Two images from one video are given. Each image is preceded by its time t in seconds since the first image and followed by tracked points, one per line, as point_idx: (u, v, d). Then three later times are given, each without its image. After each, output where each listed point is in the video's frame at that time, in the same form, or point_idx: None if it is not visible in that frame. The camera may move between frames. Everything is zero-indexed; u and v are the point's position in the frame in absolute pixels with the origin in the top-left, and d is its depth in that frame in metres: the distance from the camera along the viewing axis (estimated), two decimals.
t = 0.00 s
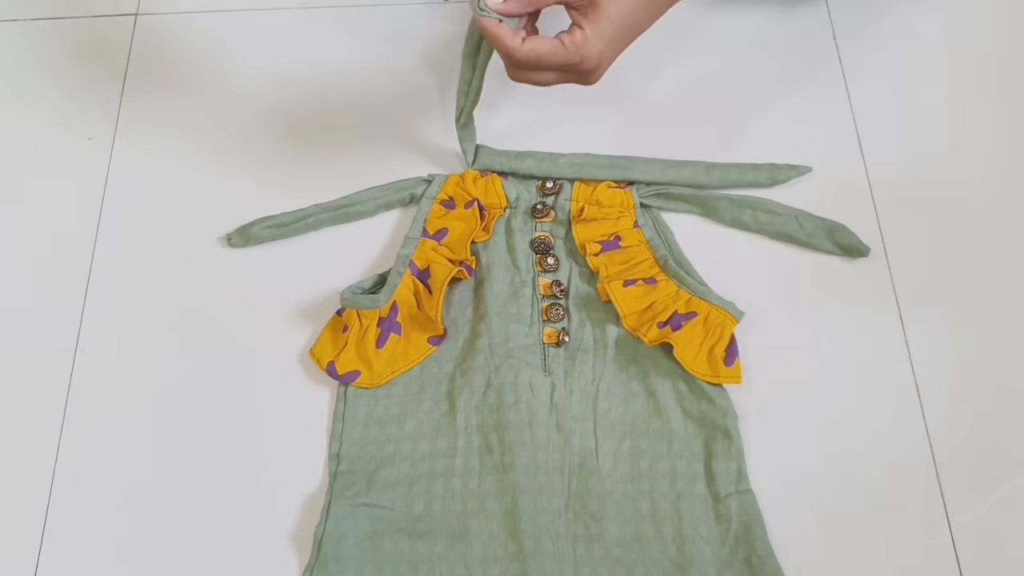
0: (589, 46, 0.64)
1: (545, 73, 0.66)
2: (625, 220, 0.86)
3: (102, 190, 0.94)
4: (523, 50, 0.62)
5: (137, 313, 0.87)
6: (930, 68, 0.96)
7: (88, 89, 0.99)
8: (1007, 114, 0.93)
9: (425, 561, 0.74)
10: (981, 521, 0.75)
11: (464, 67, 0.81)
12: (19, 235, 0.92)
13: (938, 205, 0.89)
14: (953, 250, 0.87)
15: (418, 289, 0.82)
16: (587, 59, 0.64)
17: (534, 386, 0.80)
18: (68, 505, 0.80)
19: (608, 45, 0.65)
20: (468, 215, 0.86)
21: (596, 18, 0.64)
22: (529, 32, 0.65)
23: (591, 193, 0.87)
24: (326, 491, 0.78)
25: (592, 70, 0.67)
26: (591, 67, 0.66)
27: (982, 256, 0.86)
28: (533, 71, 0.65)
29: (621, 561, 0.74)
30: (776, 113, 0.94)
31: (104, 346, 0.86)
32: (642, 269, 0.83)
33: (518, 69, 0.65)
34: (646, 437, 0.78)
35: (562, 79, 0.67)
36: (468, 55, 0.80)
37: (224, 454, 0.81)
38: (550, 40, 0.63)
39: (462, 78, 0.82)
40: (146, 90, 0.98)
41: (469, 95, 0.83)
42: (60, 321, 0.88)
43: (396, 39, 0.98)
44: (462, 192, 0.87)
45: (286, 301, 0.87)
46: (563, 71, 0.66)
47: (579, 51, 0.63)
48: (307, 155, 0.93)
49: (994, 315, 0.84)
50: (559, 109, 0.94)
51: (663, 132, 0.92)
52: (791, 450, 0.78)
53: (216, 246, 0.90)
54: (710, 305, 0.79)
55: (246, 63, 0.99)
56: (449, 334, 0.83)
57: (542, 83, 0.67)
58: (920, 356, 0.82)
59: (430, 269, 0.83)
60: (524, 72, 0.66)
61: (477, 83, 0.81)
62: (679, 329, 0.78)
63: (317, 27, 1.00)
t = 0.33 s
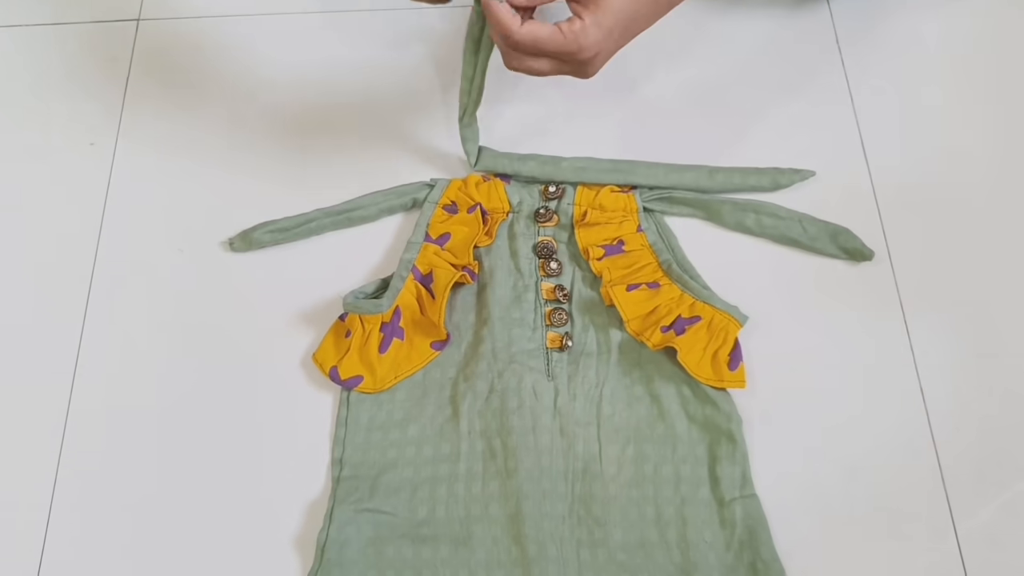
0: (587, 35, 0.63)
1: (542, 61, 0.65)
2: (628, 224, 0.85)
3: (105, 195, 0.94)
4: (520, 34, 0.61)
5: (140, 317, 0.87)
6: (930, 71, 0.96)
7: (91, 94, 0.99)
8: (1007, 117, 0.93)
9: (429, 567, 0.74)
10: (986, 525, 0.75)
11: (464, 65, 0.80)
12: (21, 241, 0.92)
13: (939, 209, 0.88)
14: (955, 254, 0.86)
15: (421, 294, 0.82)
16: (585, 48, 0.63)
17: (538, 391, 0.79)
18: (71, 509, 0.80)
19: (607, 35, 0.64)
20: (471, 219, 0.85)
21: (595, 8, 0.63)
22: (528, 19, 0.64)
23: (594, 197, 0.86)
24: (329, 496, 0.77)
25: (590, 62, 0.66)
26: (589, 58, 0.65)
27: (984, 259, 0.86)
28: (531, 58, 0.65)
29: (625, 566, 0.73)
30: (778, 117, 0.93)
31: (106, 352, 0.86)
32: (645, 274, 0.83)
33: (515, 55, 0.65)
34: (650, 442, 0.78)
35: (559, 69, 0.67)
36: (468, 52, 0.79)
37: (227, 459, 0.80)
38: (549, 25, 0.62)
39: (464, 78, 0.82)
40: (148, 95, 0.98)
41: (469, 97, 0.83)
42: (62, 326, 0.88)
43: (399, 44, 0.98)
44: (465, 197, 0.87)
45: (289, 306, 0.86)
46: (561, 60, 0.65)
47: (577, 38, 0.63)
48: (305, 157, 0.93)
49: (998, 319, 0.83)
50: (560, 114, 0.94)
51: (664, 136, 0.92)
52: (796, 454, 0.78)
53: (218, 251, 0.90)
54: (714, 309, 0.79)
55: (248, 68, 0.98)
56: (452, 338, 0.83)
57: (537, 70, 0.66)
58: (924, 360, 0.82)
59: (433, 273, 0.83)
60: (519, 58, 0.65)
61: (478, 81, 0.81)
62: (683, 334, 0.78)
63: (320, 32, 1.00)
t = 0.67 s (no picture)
0: (599, 47, 0.63)
1: (555, 73, 0.65)
2: (629, 229, 0.85)
3: (107, 201, 0.94)
4: (534, 48, 0.61)
5: (142, 324, 0.87)
6: (930, 77, 0.96)
7: (93, 101, 0.99)
8: (1007, 123, 0.93)
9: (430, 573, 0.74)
10: (987, 530, 0.75)
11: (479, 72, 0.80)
12: (23, 248, 0.92)
13: (940, 214, 0.89)
14: (956, 259, 0.86)
15: (423, 300, 0.82)
16: (596, 59, 0.63)
17: (539, 397, 0.79)
18: (72, 515, 0.80)
19: (618, 45, 0.64)
20: (472, 226, 0.86)
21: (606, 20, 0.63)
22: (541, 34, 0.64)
23: (595, 203, 0.86)
24: (331, 502, 0.78)
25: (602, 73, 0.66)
26: (600, 69, 0.65)
27: (985, 265, 0.86)
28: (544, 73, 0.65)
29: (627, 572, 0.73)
30: (778, 123, 0.94)
31: (108, 358, 0.86)
32: (646, 279, 0.83)
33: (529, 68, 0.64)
34: (651, 448, 0.78)
35: (572, 81, 0.67)
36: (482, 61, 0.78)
37: (228, 465, 0.81)
38: (561, 40, 0.62)
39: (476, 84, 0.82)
40: (151, 102, 0.99)
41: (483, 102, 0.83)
42: (64, 333, 0.88)
43: (401, 51, 0.99)
44: (466, 203, 0.87)
45: (290, 312, 0.87)
46: (573, 73, 0.65)
47: (589, 50, 0.63)
48: (310, 163, 0.93)
49: (999, 325, 0.83)
50: (561, 120, 0.95)
51: (665, 142, 0.93)
52: (797, 460, 0.78)
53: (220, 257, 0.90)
54: (715, 314, 0.79)
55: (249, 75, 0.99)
56: (453, 344, 0.83)
57: (551, 84, 0.66)
58: (926, 366, 0.82)
59: (434, 279, 0.83)
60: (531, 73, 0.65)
61: (490, 88, 0.81)
62: (685, 339, 0.78)
63: (322, 39, 1.00)
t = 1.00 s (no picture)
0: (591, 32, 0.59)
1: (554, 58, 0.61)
2: (631, 236, 0.86)
3: (110, 209, 0.94)
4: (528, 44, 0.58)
5: (145, 331, 0.88)
6: (930, 83, 0.97)
7: (96, 109, 0.99)
8: (1008, 128, 0.94)
9: None
10: (991, 536, 0.75)
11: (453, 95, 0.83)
12: (27, 256, 0.93)
13: (941, 220, 0.89)
14: (957, 265, 0.87)
15: (425, 307, 0.82)
16: (592, 51, 0.59)
17: (541, 403, 0.79)
18: (75, 521, 0.80)
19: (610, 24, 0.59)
20: (474, 232, 0.86)
21: None
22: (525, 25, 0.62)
23: (596, 210, 0.87)
24: (334, 509, 0.78)
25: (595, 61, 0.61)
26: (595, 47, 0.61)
27: (986, 270, 0.86)
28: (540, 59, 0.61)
29: None
30: (779, 129, 0.94)
31: (111, 365, 0.86)
32: (648, 285, 0.83)
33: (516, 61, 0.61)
34: (653, 454, 0.78)
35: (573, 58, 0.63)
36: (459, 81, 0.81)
37: (231, 471, 0.81)
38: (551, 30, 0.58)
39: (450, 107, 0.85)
40: (154, 110, 0.99)
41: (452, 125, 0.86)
42: (67, 340, 0.88)
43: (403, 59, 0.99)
44: (467, 210, 0.87)
45: (293, 319, 0.87)
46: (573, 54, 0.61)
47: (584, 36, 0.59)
48: (313, 171, 0.94)
49: (1001, 330, 0.83)
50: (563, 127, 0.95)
51: (666, 149, 0.93)
52: (800, 466, 0.78)
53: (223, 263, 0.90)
54: (716, 320, 0.79)
55: (252, 83, 0.99)
56: (455, 350, 0.83)
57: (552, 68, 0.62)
58: (927, 372, 0.82)
59: (436, 286, 0.83)
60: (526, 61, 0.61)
61: (465, 109, 0.83)
62: (686, 345, 0.78)
63: (324, 47, 1.01)
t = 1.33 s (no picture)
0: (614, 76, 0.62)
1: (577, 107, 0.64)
2: (633, 239, 0.85)
3: (112, 214, 0.94)
4: (554, 89, 0.61)
5: (147, 334, 0.88)
6: (933, 86, 0.97)
7: (99, 113, 0.99)
8: (1010, 131, 0.94)
9: None
10: (994, 538, 0.75)
11: (442, 118, 0.88)
12: (28, 259, 0.93)
13: (943, 222, 0.89)
14: (959, 266, 0.87)
15: (427, 310, 0.82)
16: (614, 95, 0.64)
17: (543, 406, 0.79)
18: (76, 525, 0.80)
19: (637, 81, 0.64)
20: (477, 235, 0.86)
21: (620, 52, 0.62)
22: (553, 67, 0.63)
23: (598, 213, 0.87)
24: (336, 512, 0.78)
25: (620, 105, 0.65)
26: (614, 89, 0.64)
27: (988, 273, 0.86)
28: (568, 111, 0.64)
29: None
30: (780, 132, 0.94)
31: (112, 368, 0.86)
32: (651, 288, 0.83)
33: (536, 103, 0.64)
34: (656, 456, 0.78)
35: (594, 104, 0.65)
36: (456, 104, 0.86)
37: (233, 474, 0.81)
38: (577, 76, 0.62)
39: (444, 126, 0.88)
40: (156, 116, 0.99)
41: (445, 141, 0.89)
42: (68, 343, 0.88)
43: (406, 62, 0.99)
44: (470, 213, 0.87)
45: (296, 322, 0.87)
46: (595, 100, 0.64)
47: (610, 85, 0.62)
48: (309, 171, 0.94)
49: (1004, 333, 0.83)
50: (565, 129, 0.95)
51: (668, 151, 0.93)
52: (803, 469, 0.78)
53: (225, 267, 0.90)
54: (719, 323, 0.79)
55: (254, 88, 0.99)
56: (457, 354, 0.83)
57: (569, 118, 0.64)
58: (930, 375, 0.82)
59: (438, 288, 0.83)
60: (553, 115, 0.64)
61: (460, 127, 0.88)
62: (688, 348, 0.78)
63: (326, 50, 1.01)
